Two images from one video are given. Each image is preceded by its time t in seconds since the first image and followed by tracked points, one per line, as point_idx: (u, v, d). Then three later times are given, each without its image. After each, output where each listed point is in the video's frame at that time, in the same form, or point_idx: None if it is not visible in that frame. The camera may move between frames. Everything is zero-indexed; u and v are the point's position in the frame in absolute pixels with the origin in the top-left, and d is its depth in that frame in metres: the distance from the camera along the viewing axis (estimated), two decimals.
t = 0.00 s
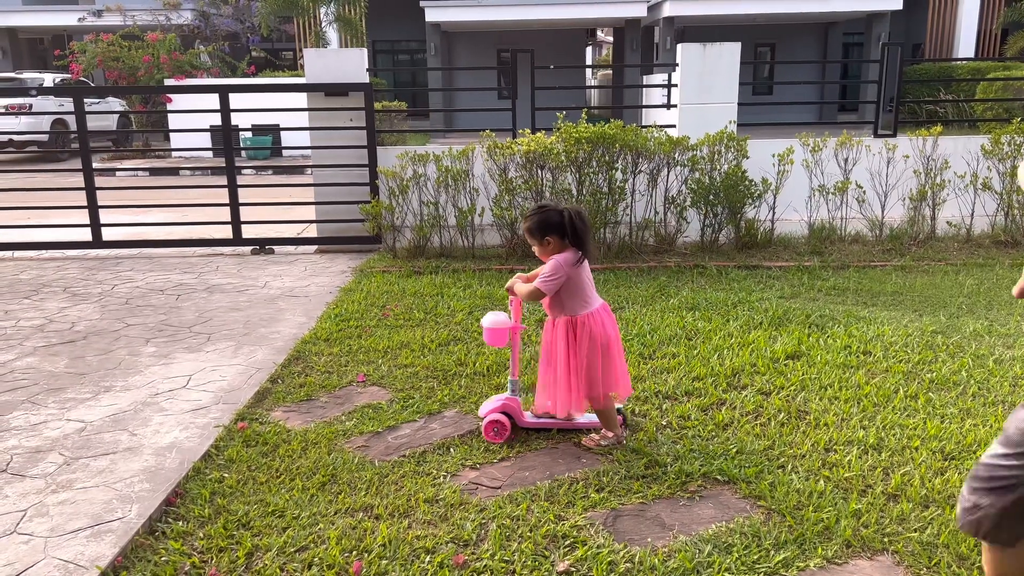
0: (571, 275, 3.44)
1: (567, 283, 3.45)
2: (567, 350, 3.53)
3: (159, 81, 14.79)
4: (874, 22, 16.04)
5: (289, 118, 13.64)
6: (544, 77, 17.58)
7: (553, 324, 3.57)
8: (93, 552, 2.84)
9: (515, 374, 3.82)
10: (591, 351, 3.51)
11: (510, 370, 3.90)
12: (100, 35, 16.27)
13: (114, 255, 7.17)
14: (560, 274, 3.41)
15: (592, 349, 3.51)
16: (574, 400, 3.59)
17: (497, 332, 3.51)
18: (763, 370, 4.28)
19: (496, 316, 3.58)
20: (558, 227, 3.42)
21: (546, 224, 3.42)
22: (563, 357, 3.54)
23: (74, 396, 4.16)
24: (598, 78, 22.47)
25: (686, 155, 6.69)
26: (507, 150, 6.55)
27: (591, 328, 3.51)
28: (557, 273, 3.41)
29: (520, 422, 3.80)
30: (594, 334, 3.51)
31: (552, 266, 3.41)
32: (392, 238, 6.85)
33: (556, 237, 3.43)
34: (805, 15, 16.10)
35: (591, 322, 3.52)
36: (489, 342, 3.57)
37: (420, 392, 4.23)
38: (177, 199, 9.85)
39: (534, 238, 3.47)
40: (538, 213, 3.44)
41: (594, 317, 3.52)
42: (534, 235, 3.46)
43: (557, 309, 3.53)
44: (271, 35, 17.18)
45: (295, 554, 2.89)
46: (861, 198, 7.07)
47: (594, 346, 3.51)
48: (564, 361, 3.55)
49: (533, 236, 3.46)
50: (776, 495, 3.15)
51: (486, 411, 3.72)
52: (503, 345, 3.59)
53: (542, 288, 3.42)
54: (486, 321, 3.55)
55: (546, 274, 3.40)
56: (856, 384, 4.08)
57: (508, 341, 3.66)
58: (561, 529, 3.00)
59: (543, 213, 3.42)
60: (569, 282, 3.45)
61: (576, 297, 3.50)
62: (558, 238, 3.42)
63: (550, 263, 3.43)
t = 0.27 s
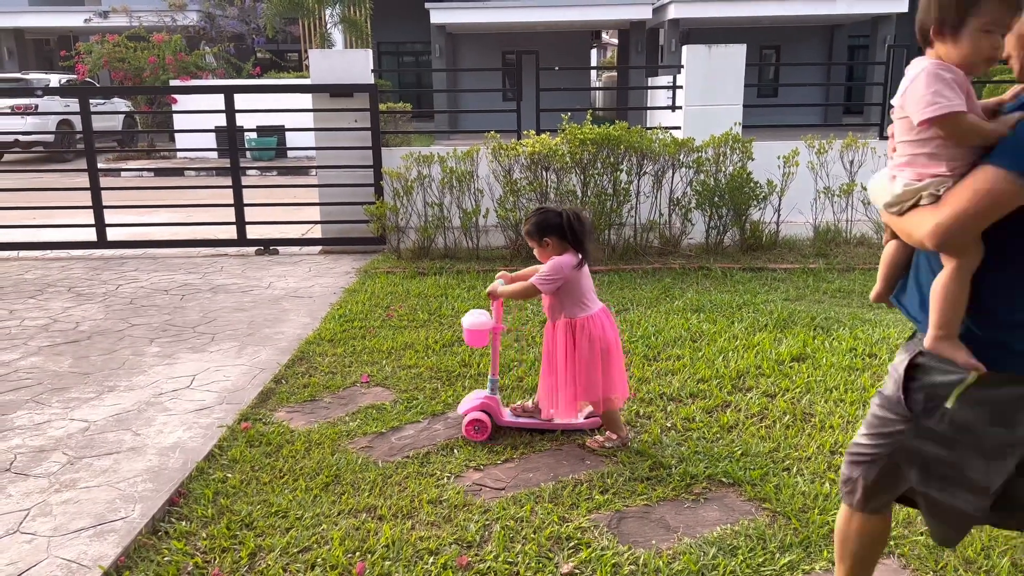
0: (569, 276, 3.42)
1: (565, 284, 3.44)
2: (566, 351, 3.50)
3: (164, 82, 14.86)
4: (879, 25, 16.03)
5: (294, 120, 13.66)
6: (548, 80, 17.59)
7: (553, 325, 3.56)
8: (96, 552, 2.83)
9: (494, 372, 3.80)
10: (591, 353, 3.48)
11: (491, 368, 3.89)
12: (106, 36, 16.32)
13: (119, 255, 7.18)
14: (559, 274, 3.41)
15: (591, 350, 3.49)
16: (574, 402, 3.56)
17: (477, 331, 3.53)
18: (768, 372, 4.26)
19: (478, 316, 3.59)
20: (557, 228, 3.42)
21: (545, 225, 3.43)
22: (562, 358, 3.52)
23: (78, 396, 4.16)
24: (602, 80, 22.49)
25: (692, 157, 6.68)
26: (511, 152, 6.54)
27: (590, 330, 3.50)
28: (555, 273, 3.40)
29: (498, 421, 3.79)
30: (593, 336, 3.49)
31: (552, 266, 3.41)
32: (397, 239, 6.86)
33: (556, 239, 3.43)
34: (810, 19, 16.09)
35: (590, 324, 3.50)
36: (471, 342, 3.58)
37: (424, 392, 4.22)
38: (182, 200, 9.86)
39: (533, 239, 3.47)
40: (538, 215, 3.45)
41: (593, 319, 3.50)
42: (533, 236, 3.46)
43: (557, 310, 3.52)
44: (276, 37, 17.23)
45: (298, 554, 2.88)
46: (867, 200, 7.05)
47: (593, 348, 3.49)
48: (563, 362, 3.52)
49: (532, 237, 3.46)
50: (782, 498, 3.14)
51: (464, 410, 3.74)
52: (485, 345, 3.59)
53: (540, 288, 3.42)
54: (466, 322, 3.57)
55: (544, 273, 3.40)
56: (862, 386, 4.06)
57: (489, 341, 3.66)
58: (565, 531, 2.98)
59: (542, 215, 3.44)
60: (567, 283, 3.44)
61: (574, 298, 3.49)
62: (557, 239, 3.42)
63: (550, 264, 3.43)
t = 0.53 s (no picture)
0: (555, 280, 3.45)
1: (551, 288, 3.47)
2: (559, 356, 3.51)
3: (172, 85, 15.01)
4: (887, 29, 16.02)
5: (301, 123, 13.70)
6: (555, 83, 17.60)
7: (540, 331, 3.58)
8: (105, 553, 2.84)
9: (466, 373, 3.80)
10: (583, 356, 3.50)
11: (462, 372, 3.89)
12: (115, 40, 16.40)
13: (127, 258, 7.20)
14: (544, 279, 3.44)
15: (583, 353, 3.51)
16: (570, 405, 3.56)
17: (450, 330, 3.55)
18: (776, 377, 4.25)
19: (452, 316, 3.60)
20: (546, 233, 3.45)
21: (535, 231, 3.46)
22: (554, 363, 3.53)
23: (86, 398, 4.17)
24: (610, 84, 22.51)
25: (699, 161, 6.68)
26: (519, 155, 6.55)
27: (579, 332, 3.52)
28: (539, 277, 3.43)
29: (471, 422, 3.77)
30: (584, 339, 3.53)
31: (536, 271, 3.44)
32: (403, 242, 6.87)
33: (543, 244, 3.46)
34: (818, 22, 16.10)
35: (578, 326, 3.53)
36: (443, 340, 3.59)
37: (431, 396, 4.22)
38: (189, 203, 9.90)
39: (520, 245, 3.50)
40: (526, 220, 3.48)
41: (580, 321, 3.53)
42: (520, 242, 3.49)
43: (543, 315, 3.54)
44: (284, 41, 17.30)
45: (305, 557, 2.88)
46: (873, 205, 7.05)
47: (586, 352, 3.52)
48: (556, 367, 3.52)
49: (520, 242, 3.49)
50: (790, 503, 3.13)
51: (436, 409, 3.74)
52: (458, 345, 3.60)
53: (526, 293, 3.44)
54: (441, 320, 3.58)
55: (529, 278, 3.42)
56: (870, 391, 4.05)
57: (464, 342, 3.66)
58: (572, 535, 2.98)
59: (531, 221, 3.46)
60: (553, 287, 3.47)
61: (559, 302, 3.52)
62: (546, 244, 3.46)
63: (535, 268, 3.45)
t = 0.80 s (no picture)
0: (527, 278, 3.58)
1: (523, 285, 3.58)
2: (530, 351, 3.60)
3: (185, 90, 15.10)
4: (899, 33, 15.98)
5: (312, 127, 13.76)
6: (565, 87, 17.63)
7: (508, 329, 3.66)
8: (119, 555, 2.86)
9: (449, 378, 3.80)
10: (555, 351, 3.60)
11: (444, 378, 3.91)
12: (128, 45, 16.51)
13: (140, 262, 7.24)
14: (518, 277, 3.55)
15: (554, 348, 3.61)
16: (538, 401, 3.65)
17: (435, 333, 3.59)
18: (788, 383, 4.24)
19: (435, 321, 3.65)
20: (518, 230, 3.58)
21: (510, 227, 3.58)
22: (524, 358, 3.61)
23: (100, 400, 4.19)
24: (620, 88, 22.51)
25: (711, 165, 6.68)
26: (530, 159, 6.55)
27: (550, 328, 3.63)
28: (514, 276, 3.54)
29: (452, 428, 3.80)
30: (555, 333, 3.63)
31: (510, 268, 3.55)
32: (414, 246, 6.90)
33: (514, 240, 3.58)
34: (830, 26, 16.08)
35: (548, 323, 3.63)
36: (425, 344, 3.62)
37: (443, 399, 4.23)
38: (202, 207, 9.96)
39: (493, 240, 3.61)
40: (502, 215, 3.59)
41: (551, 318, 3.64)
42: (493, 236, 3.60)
43: (514, 312, 3.63)
44: (295, 46, 17.40)
45: (317, 560, 2.89)
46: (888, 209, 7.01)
47: (557, 346, 3.62)
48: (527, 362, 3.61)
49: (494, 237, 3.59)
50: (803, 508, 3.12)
51: (418, 414, 3.75)
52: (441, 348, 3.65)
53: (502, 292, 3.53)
54: (425, 324, 3.61)
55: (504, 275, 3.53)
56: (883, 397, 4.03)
57: (447, 346, 3.70)
58: (584, 539, 2.98)
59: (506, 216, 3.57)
60: (524, 285, 3.58)
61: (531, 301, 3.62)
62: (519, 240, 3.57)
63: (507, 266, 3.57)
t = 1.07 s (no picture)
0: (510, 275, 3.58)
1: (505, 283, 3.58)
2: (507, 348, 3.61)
3: (204, 96, 15.24)
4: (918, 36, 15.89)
5: (329, 133, 13.85)
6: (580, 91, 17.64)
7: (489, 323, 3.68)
8: (139, 558, 2.87)
9: (461, 383, 3.83)
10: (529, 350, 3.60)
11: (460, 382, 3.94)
12: (148, 52, 16.69)
13: (159, 266, 7.30)
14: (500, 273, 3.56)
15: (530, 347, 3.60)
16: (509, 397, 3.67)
17: (446, 339, 3.61)
18: (807, 389, 4.21)
19: (446, 326, 3.68)
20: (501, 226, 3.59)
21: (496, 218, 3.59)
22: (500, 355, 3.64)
23: (121, 404, 4.23)
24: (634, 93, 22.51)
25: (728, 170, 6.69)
26: (546, 164, 6.56)
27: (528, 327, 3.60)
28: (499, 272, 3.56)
29: (466, 433, 3.83)
30: (533, 326, 3.61)
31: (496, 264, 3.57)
32: (431, 250, 6.91)
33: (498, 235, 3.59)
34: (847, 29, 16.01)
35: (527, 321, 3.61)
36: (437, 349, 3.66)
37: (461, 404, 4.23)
38: (220, 212, 10.03)
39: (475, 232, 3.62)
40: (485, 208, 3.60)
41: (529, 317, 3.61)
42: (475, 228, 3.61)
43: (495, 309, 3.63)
44: (312, 52, 17.52)
45: (336, 565, 2.89)
46: (908, 214, 6.97)
47: (533, 339, 3.60)
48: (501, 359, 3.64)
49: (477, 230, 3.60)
50: (823, 516, 3.10)
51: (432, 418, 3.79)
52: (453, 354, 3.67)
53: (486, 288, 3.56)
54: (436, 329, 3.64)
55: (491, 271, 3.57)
56: (904, 404, 4.00)
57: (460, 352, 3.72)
58: (602, 546, 2.97)
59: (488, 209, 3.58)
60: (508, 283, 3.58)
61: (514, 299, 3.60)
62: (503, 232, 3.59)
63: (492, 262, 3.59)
